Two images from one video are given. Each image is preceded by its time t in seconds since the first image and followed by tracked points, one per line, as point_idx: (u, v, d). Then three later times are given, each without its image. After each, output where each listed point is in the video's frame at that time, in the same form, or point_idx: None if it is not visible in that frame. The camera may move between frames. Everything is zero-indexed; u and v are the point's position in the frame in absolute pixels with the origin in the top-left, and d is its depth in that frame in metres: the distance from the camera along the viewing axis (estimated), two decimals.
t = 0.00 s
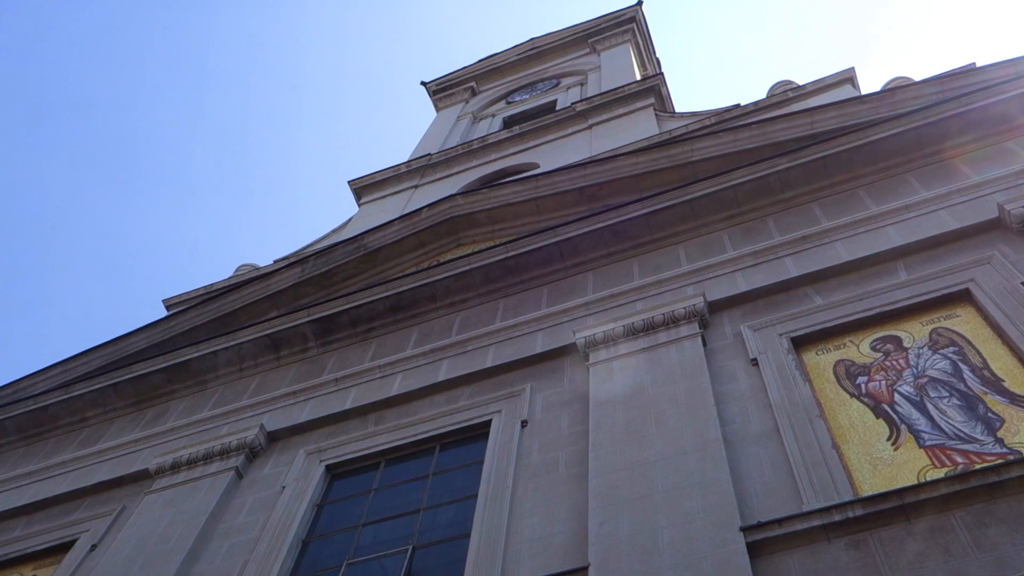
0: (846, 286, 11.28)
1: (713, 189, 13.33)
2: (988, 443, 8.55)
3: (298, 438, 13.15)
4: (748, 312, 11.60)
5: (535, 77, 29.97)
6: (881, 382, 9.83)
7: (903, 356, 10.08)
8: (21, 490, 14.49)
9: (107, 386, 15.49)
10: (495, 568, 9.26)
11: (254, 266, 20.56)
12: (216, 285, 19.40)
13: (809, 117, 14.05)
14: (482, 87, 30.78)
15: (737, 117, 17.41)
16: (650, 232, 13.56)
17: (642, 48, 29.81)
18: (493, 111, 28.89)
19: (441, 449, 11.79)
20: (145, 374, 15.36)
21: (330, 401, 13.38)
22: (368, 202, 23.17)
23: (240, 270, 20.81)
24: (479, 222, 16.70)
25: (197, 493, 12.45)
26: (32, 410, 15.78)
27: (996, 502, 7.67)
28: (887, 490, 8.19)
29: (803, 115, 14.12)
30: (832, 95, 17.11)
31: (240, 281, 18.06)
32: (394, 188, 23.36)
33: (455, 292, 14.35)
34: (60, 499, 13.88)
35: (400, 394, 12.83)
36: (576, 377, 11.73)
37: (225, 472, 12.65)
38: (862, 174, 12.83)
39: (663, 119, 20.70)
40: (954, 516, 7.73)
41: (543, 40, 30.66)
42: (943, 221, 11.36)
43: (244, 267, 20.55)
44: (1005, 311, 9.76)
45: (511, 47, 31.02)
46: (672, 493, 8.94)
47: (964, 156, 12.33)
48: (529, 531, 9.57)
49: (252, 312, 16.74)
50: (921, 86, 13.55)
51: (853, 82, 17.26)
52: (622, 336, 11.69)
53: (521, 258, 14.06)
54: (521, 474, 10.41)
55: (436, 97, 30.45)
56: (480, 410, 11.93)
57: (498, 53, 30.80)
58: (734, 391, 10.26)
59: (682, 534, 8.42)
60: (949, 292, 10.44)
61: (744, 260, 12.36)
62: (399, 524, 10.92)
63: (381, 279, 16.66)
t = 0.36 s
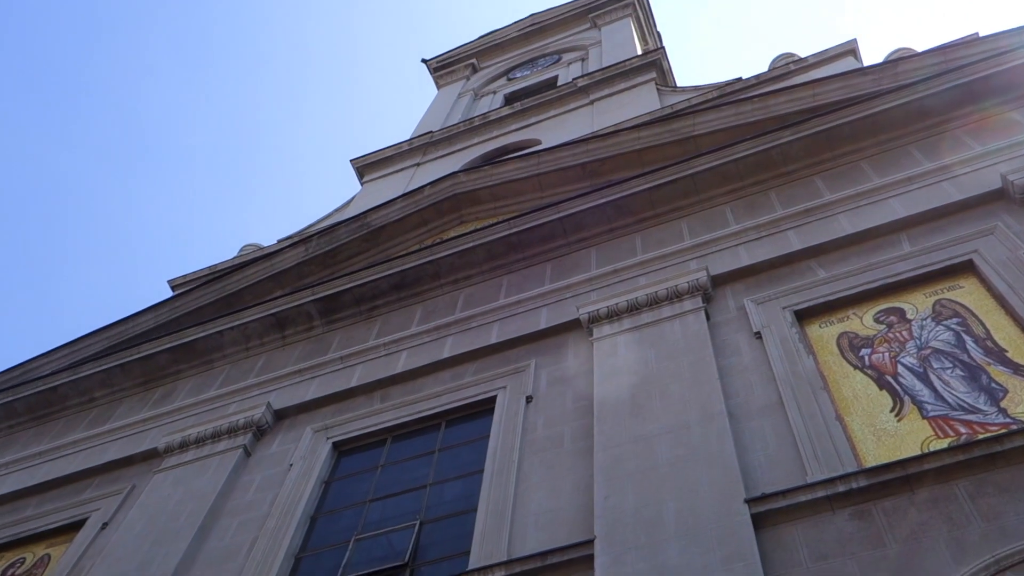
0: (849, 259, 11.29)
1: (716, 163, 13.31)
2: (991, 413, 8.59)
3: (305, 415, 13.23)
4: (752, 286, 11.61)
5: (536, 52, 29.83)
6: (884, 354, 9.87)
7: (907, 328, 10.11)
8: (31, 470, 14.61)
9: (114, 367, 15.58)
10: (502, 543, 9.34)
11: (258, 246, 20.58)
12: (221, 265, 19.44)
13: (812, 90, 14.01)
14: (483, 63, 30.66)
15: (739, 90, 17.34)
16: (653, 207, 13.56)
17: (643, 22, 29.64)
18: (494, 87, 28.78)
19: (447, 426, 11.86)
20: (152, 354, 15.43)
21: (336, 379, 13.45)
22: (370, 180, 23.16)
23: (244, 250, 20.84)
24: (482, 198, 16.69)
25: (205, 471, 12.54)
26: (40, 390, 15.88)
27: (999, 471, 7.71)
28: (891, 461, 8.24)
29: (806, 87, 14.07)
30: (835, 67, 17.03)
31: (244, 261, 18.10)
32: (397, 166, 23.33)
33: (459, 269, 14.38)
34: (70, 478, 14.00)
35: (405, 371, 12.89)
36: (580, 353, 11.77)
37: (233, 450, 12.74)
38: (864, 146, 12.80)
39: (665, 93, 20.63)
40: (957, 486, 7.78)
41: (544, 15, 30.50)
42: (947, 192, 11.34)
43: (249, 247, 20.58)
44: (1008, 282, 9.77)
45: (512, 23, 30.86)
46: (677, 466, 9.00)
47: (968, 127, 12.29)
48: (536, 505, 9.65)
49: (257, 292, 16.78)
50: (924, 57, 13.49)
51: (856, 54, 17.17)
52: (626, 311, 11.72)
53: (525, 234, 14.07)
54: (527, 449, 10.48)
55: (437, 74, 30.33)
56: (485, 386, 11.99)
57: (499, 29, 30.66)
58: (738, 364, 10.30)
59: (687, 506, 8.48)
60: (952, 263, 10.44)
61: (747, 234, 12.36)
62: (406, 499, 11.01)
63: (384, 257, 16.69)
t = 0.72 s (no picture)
0: (854, 230, 11.26)
1: (720, 135, 13.25)
2: (996, 382, 8.60)
3: (310, 392, 13.28)
4: (756, 258, 11.60)
5: (537, 26, 29.65)
6: (889, 324, 9.86)
7: (912, 298, 10.09)
8: (40, 448, 14.70)
9: (120, 346, 15.62)
10: (508, 516, 9.39)
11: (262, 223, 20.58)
12: (225, 243, 19.44)
13: (816, 61, 13.92)
14: (484, 38, 30.47)
15: (743, 62, 17.23)
16: (656, 180, 13.52)
17: None
18: (496, 61, 28.62)
19: (453, 400, 11.90)
20: (158, 333, 15.48)
21: (341, 356, 13.48)
22: (373, 157, 23.09)
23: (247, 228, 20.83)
24: (485, 173, 16.65)
25: (213, 448, 12.61)
26: (47, 370, 15.94)
27: (1004, 440, 7.73)
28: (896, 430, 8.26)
29: (810, 58, 13.99)
30: (839, 37, 16.92)
31: (247, 239, 18.10)
32: (399, 142, 23.26)
33: (462, 244, 14.37)
34: (79, 456, 14.08)
35: (410, 347, 12.92)
36: (584, 327, 11.78)
37: (240, 427, 12.80)
38: (869, 116, 12.73)
39: (667, 66, 20.52)
40: (962, 454, 7.80)
41: None
42: (951, 162, 11.29)
43: (252, 225, 20.58)
44: (1014, 251, 9.74)
45: None
46: (681, 437, 9.03)
47: (972, 96, 12.21)
48: (542, 479, 9.69)
49: (261, 269, 16.79)
50: (928, 26, 13.39)
51: (860, 24, 17.06)
52: (630, 284, 11.71)
53: (528, 209, 14.04)
54: (532, 423, 10.52)
55: (438, 49, 30.16)
56: (490, 361, 12.01)
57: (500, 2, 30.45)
58: (742, 336, 10.30)
59: (692, 478, 8.51)
60: (957, 233, 10.41)
61: (751, 206, 12.33)
62: (413, 474, 11.07)
63: (388, 233, 16.68)
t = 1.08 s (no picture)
0: (858, 201, 11.22)
1: (723, 106, 13.20)
2: (1001, 352, 8.60)
3: (316, 368, 13.31)
4: (760, 229, 11.57)
5: None
6: (893, 295, 9.85)
7: (916, 269, 10.07)
8: (49, 426, 14.78)
9: (126, 324, 15.66)
10: (514, 490, 9.44)
11: (265, 201, 20.55)
12: (228, 221, 19.42)
13: (820, 31, 13.83)
14: (486, 12, 30.27)
15: (746, 33, 17.12)
16: (660, 152, 13.46)
17: None
18: (498, 35, 28.45)
19: (458, 375, 11.93)
20: (163, 310, 15.51)
21: (346, 332, 13.50)
22: (375, 132, 23.02)
23: (250, 205, 20.80)
24: (488, 148, 16.60)
25: (220, 424, 12.66)
26: (54, 349, 16.01)
27: (1009, 409, 7.73)
28: (901, 401, 8.27)
29: (814, 28, 13.90)
30: (843, 7, 16.78)
31: (251, 216, 18.09)
32: (401, 117, 23.16)
33: (466, 219, 14.35)
34: (88, 434, 14.16)
35: (415, 322, 12.93)
36: (589, 301, 11.78)
37: (247, 404, 12.85)
38: (873, 86, 12.65)
39: (670, 38, 20.40)
40: (967, 424, 7.81)
41: None
42: (957, 131, 11.22)
43: (255, 202, 20.56)
44: (1019, 220, 9.70)
45: None
46: (686, 410, 9.05)
47: (978, 64, 12.13)
48: (547, 452, 9.73)
49: (265, 246, 16.79)
50: None
51: None
52: (634, 257, 11.69)
53: (532, 183, 14.01)
54: (538, 397, 10.54)
55: (439, 24, 29.98)
56: (494, 335, 12.02)
57: None
58: (747, 308, 10.30)
59: (697, 450, 8.53)
60: (962, 203, 10.37)
61: (755, 178, 12.28)
62: (419, 449, 11.12)
63: (391, 209, 16.65)
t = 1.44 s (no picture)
0: (864, 172, 11.17)
1: (728, 78, 13.13)
2: (1006, 323, 8.59)
3: (321, 343, 13.35)
4: (765, 202, 11.53)
5: None
6: (899, 267, 9.83)
7: (922, 241, 10.04)
8: (56, 403, 14.86)
9: (132, 301, 15.70)
10: (520, 463, 9.48)
11: (268, 177, 20.52)
12: (232, 197, 19.41)
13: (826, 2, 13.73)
14: None
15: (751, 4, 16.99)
16: (664, 125, 13.40)
17: None
18: (500, 8, 28.24)
19: (463, 350, 11.95)
20: (169, 287, 15.54)
21: (351, 308, 13.52)
22: (378, 107, 22.92)
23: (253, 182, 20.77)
24: (491, 122, 16.53)
25: (226, 400, 12.72)
26: (60, 326, 16.06)
27: (1014, 380, 7.74)
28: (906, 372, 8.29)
29: None
30: None
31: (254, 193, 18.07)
32: (403, 92, 23.05)
33: (470, 194, 14.32)
34: (95, 410, 14.23)
35: (420, 298, 12.94)
36: (593, 275, 11.77)
37: (253, 379, 12.90)
38: (879, 57, 12.57)
39: (674, 10, 20.26)
40: (972, 395, 7.82)
41: None
42: (963, 101, 11.15)
43: (259, 178, 20.53)
44: None
45: None
46: (691, 383, 9.06)
47: (984, 34, 12.04)
48: (553, 425, 9.76)
49: (269, 222, 16.78)
50: None
51: None
52: (639, 231, 11.67)
53: (536, 157, 13.96)
54: (543, 371, 10.57)
55: None
56: (499, 310, 12.03)
57: None
58: (752, 282, 10.29)
59: (702, 422, 8.56)
60: (968, 174, 10.32)
61: (760, 150, 12.23)
62: (425, 423, 11.17)
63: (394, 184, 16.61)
